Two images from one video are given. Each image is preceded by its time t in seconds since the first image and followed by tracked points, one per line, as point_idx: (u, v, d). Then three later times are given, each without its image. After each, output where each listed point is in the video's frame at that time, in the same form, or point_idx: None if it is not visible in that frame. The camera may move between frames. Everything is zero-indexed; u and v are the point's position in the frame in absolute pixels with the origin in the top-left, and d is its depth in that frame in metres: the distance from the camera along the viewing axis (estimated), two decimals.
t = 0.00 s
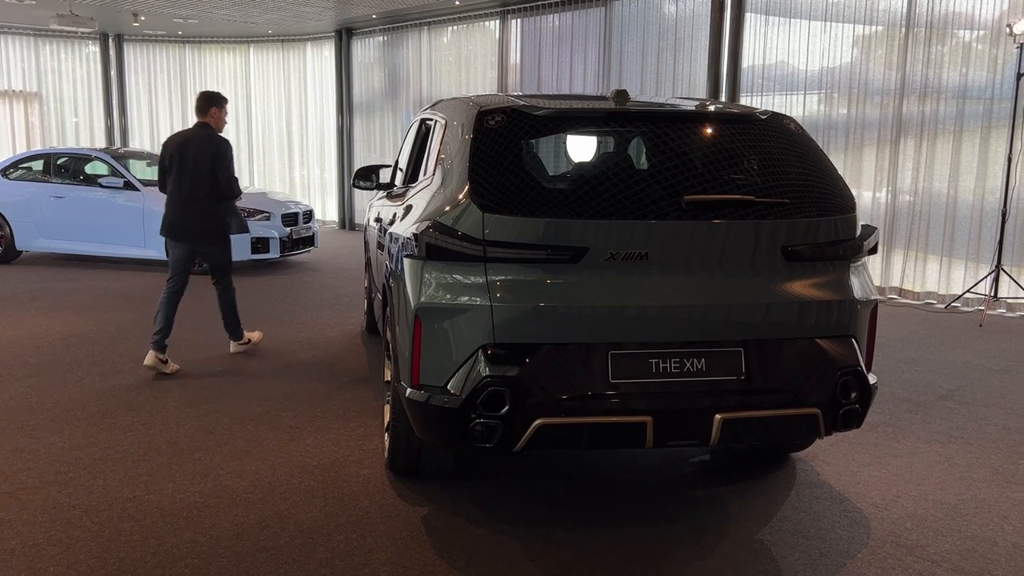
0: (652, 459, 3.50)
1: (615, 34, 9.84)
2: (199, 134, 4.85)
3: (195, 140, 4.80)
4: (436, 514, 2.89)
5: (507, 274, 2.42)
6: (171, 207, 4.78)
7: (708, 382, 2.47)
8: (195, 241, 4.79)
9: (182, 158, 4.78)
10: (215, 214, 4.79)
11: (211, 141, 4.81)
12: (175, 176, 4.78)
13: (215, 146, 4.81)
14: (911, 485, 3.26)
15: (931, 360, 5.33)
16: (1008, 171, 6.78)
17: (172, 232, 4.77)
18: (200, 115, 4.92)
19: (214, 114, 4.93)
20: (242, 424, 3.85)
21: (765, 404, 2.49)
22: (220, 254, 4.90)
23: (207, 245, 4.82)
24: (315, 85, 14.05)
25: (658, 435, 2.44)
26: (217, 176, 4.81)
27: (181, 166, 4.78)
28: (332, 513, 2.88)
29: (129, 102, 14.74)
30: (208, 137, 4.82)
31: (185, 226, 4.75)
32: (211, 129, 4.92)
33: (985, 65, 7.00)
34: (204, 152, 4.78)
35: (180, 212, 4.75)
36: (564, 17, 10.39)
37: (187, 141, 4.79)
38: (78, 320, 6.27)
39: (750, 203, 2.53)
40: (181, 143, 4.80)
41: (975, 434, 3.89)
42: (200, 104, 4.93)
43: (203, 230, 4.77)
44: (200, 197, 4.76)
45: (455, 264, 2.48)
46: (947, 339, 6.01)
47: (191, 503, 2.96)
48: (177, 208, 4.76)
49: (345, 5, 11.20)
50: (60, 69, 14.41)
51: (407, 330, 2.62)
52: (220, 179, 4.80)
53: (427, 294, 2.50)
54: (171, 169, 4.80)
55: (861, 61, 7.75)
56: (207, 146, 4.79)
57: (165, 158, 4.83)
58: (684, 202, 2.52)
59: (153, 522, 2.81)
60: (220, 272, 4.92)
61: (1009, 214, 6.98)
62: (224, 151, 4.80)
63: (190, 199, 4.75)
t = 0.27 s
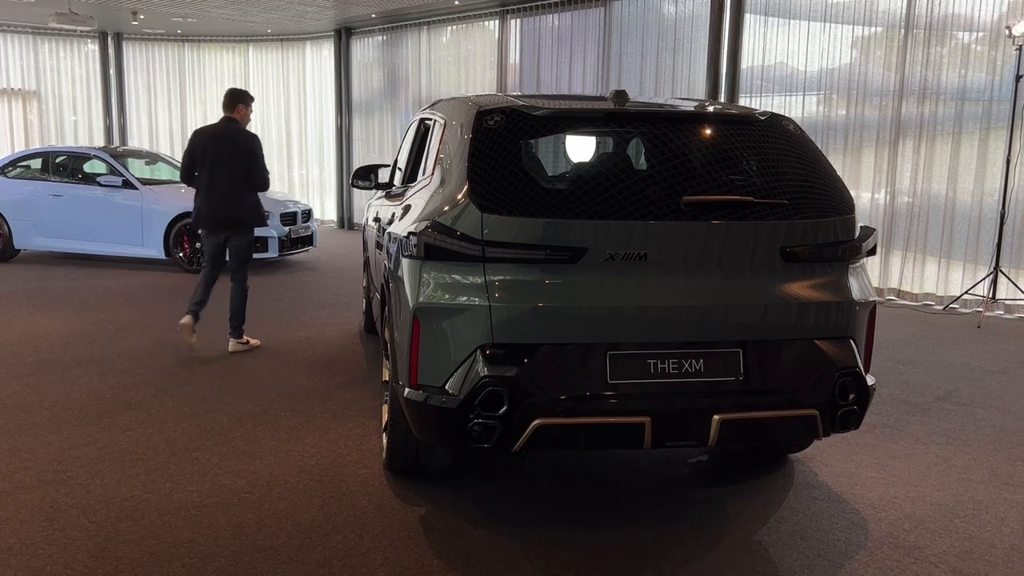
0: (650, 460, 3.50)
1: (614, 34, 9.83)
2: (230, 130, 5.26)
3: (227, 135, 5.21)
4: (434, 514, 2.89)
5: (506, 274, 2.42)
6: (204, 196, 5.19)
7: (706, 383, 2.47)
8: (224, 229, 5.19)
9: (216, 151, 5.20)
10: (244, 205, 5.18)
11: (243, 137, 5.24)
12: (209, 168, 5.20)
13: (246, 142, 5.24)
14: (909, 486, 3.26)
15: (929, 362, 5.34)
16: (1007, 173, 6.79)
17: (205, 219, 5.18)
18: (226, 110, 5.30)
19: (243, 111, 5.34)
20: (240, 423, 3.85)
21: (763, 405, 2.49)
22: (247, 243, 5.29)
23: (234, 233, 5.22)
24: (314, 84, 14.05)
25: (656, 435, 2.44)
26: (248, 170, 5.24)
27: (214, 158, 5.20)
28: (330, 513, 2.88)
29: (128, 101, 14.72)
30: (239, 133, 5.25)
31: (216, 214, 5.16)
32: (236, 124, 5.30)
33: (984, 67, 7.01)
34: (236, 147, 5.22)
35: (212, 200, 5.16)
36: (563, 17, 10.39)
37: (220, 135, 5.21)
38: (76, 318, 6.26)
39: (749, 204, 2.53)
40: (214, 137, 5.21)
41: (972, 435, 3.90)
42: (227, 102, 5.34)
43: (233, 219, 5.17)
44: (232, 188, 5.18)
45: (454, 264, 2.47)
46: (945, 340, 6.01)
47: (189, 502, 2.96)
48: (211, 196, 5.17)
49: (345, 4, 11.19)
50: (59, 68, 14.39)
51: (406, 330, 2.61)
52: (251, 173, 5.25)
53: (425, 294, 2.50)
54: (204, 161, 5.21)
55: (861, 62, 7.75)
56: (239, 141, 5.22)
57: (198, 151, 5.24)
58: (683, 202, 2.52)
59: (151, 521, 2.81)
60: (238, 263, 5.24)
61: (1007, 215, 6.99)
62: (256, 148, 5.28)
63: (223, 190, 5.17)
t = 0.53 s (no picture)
0: (650, 460, 3.50)
1: (615, 35, 9.84)
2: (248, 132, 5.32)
3: (248, 137, 5.28)
4: (433, 514, 2.89)
5: (506, 275, 2.42)
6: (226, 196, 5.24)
7: (706, 383, 2.47)
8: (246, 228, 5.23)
9: (237, 152, 5.25)
10: (265, 205, 5.24)
11: (263, 139, 5.33)
12: (230, 169, 5.24)
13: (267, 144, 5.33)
14: (908, 487, 3.26)
15: (928, 363, 5.34)
16: (1006, 175, 6.79)
17: (227, 219, 5.22)
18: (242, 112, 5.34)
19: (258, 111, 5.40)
20: (239, 423, 3.85)
21: (762, 406, 2.49)
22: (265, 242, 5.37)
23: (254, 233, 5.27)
24: (314, 84, 14.05)
25: (655, 436, 2.44)
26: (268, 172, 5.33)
27: (235, 160, 5.25)
28: (329, 513, 2.88)
29: (128, 100, 14.72)
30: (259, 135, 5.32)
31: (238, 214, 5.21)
32: (253, 126, 5.35)
33: (984, 69, 7.01)
34: (257, 148, 5.29)
35: (235, 201, 5.21)
36: (563, 18, 10.40)
37: (241, 137, 5.27)
38: (75, 318, 6.26)
39: (749, 205, 2.53)
40: (235, 139, 5.27)
41: (972, 437, 3.90)
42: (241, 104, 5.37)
43: (255, 218, 5.23)
44: (254, 188, 5.25)
45: (453, 264, 2.47)
46: (944, 342, 6.01)
47: (188, 502, 2.96)
48: (234, 197, 5.22)
49: (345, 4, 11.19)
50: (59, 67, 14.38)
51: (405, 330, 2.61)
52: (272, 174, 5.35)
53: (425, 294, 2.50)
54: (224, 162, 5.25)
55: (861, 64, 7.75)
56: (260, 143, 5.30)
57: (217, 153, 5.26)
58: (683, 204, 2.52)
59: (150, 520, 2.81)
60: (246, 261, 5.23)
61: (1006, 217, 7.00)
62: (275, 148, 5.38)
63: (245, 190, 5.24)
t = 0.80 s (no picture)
0: (649, 461, 3.50)
1: (615, 36, 9.84)
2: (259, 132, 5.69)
3: (258, 136, 5.66)
4: (432, 514, 2.89)
5: (505, 275, 2.42)
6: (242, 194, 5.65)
7: (704, 383, 2.47)
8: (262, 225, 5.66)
9: (249, 153, 5.63)
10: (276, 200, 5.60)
11: (272, 138, 5.69)
12: (243, 168, 5.63)
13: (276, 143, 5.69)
14: (907, 488, 3.26)
15: (927, 364, 5.34)
16: (1006, 176, 6.79)
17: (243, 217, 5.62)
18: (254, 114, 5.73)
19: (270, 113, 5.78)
20: (238, 422, 3.85)
21: (761, 406, 2.49)
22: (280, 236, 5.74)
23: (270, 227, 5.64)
24: (314, 84, 14.04)
25: (654, 436, 2.44)
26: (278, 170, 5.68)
27: (247, 159, 5.63)
28: (327, 513, 2.88)
29: (128, 99, 14.72)
30: (269, 135, 5.69)
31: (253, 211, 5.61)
32: (265, 127, 5.73)
33: (984, 70, 7.01)
34: (266, 147, 5.65)
35: (248, 198, 5.60)
36: (563, 18, 10.40)
37: (251, 137, 5.63)
38: (75, 317, 6.26)
39: (749, 206, 2.53)
40: (247, 139, 5.65)
41: (971, 439, 3.90)
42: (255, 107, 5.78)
43: (268, 214, 5.61)
44: (265, 185, 5.62)
45: (453, 264, 2.47)
46: (943, 343, 6.01)
47: (187, 501, 2.96)
48: (248, 194, 5.61)
49: (345, 4, 11.19)
50: (59, 66, 14.38)
51: (404, 329, 2.61)
52: (282, 172, 5.70)
53: (424, 294, 2.50)
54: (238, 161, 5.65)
55: (861, 65, 7.75)
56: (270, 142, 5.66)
57: (231, 153, 5.67)
58: (682, 204, 2.52)
59: (148, 519, 2.80)
60: (274, 256, 5.63)
61: (1006, 218, 6.99)
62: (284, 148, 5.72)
63: (257, 187, 5.62)
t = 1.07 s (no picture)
0: (649, 461, 3.50)
1: (616, 37, 9.84)
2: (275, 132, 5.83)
3: (275, 135, 5.79)
4: (432, 515, 2.89)
5: (506, 275, 2.42)
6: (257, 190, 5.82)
7: (705, 384, 2.47)
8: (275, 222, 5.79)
9: (263, 151, 5.77)
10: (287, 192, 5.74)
11: (286, 136, 5.80)
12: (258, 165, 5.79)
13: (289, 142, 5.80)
14: (907, 489, 3.26)
15: (927, 366, 5.34)
16: (1007, 178, 6.79)
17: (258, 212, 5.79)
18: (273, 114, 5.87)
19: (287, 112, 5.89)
20: (239, 422, 3.85)
21: (761, 407, 2.49)
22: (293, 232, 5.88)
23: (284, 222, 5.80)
24: (315, 84, 14.05)
25: (655, 437, 2.44)
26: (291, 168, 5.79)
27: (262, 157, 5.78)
28: (327, 513, 2.88)
29: (129, 99, 14.73)
30: (284, 133, 5.82)
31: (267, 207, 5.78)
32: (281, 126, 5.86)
33: (985, 72, 7.01)
34: (280, 144, 5.78)
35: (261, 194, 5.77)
36: (564, 18, 10.41)
37: (266, 136, 5.78)
38: (75, 316, 6.26)
39: (749, 207, 2.53)
40: (263, 138, 5.80)
41: (971, 440, 3.90)
42: (275, 105, 5.91)
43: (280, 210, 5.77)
44: (276, 183, 5.76)
45: (453, 264, 2.47)
46: (943, 344, 6.02)
47: (187, 501, 2.96)
48: (262, 191, 5.77)
49: (346, 4, 11.19)
50: (60, 66, 14.39)
51: (405, 330, 2.61)
52: (294, 170, 5.80)
53: (425, 294, 2.50)
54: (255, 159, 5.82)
55: (862, 66, 7.75)
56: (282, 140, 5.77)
57: (250, 151, 5.84)
58: (682, 205, 2.52)
59: (148, 519, 2.80)
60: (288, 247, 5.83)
61: (1006, 220, 6.99)
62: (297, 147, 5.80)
63: (269, 185, 5.77)
